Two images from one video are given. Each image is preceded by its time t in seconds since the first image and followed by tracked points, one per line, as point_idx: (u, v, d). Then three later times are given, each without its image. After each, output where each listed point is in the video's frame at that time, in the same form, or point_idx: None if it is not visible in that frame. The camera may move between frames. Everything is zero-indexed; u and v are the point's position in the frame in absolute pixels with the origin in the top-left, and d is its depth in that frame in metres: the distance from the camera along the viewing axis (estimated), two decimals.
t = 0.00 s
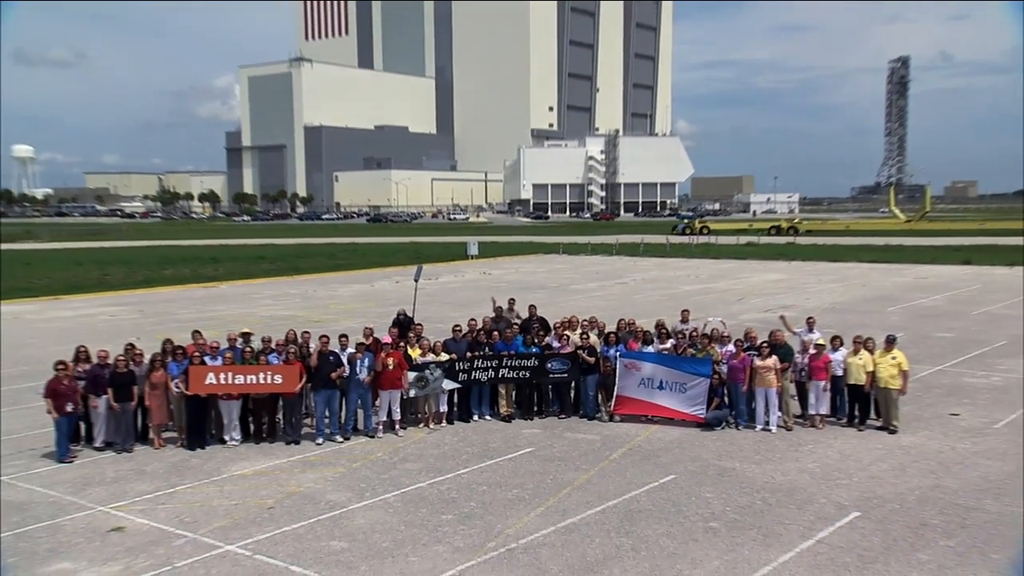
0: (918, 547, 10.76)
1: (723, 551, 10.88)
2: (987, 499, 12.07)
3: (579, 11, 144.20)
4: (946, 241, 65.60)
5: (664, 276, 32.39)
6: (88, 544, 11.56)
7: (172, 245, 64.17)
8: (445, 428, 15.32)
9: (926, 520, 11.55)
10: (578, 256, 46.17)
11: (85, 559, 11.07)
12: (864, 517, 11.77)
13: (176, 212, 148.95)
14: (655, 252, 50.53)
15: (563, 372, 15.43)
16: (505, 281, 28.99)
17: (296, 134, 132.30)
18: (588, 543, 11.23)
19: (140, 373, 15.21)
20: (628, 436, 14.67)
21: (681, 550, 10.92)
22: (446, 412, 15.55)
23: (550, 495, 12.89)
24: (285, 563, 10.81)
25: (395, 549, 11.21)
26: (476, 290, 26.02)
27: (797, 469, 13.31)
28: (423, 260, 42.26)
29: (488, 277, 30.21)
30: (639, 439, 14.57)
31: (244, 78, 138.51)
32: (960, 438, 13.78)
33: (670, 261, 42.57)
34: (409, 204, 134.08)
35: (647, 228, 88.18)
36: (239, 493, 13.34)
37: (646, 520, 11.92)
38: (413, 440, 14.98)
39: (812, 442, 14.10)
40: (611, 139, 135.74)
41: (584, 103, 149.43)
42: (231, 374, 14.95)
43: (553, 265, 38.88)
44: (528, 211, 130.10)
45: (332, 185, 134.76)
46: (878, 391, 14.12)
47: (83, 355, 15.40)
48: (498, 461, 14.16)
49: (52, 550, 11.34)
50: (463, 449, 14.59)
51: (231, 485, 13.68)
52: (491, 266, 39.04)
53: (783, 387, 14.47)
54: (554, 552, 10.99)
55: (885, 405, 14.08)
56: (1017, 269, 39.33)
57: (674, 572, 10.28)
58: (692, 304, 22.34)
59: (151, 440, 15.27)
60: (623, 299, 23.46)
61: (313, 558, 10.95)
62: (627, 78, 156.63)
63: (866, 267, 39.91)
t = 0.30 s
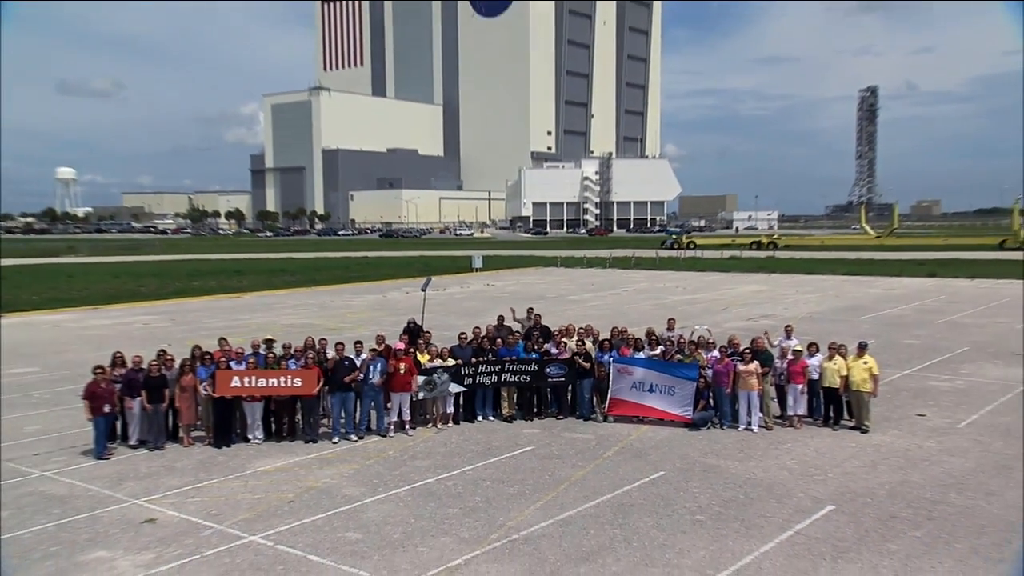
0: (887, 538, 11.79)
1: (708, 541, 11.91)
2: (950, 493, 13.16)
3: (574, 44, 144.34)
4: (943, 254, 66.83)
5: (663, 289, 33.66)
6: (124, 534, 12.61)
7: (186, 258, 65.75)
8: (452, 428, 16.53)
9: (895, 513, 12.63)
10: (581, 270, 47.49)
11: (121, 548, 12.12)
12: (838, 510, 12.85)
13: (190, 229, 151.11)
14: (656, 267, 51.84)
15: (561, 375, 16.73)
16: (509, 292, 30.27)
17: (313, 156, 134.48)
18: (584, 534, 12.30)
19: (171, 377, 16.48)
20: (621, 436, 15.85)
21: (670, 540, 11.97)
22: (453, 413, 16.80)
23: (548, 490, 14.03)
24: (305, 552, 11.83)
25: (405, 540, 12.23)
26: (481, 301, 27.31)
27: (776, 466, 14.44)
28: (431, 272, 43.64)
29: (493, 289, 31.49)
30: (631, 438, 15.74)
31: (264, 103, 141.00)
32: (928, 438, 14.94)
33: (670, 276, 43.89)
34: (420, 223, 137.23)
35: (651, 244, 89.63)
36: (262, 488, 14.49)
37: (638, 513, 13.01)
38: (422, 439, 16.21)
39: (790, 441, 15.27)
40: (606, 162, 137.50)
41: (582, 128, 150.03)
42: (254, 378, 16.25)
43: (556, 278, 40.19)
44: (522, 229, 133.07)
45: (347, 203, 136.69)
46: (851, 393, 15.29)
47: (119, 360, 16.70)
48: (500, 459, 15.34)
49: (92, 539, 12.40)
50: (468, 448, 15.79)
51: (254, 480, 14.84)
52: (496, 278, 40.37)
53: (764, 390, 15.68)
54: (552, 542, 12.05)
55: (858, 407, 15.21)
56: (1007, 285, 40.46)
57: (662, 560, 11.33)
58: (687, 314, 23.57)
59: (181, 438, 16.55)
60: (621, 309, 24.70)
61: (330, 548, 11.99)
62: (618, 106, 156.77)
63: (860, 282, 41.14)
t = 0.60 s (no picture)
0: (861, 527, 12.69)
1: (696, 531, 12.77)
2: (919, 486, 14.23)
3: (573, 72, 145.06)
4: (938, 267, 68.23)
5: (661, 300, 34.98)
6: (158, 524, 13.53)
7: (209, 269, 67.95)
8: (460, 426, 17.90)
9: (869, 504, 13.60)
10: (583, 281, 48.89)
11: (155, 536, 13.02)
12: (816, 502, 13.81)
13: (212, 243, 154.40)
14: (658, 279, 53.27)
15: (561, 378, 18.17)
16: (514, 301, 31.65)
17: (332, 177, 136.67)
18: (582, 525, 13.18)
19: (202, 378, 17.85)
20: (617, 434, 17.14)
21: (661, 531, 12.82)
22: (461, 412, 18.22)
23: (549, 484, 15.09)
24: (324, 541, 12.63)
25: (417, 529, 13.09)
26: (487, 309, 28.69)
27: (760, 461, 15.61)
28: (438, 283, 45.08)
29: (498, 298, 32.87)
30: (625, 436, 17.03)
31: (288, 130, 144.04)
32: (898, 435, 16.20)
33: (670, 287, 45.27)
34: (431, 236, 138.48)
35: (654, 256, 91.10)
36: (285, 481, 15.61)
37: (632, 505, 13.96)
38: (433, 436, 17.55)
39: (773, 438, 16.53)
40: (603, 179, 140.66)
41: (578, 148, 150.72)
42: (279, 379, 17.67)
43: (560, 289, 41.57)
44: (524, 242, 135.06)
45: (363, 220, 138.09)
46: (828, 394, 16.57)
47: (155, 363, 18.15)
48: (505, 455, 16.58)
49: (130, 528, 13.30)
50: (475, 445, 17.08)
51: (278, 474, 15.99)
52: (501, 288, 41.79)
53: (748, 391, 17.01)
54: (552, 532, 12.88)
55: (834, 406, 16.51)
56: (998, 298, 41.61)
57: (653, 549, 12.13)
58: (682, 322, 24.89)
59: (211, 435, 17.96)
60: (620, 317, 26.04)
61: (346, 536, 12.80)
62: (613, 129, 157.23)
63: (855, 296, 42.40)
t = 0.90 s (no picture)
0: (841, 521, 13.03)
1: (687, 525, 13.11)
2: (891, 482, 14.87)
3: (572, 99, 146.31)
4: (932, 282, 69.67)
5: (659, 311, 36.26)
6: (189, 516, 14.04)
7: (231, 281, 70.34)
8: (468, 427, 19.27)
9: (844, 500, 14.05)
10: (586, 293, 50.27)
11: (186, 528, 13.44)
12: (796, 497, 14.33)
13: (232, 257, 157.46)
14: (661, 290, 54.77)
15: (560, 382, 19.63)
16: (518, 312, 32.95)
17: (352, 197, 139.40)
18: (580, 519, 13.59)
19: (229, 382, 19.34)
20: (613, 435, 18.36)
21: (653, 524, 13.14)
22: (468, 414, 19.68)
23: (550, 481, 15.85)
24: (340, 533, 13.04)
25: (427, 523, 13.54)
26: (492, 319, 30.05)
27: (747, 458, 16.69)
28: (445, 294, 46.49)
29: (502, 309, 34.19)
30: (621, 436, 18.25)
31: (309, 154, 147.38)
32: (872, 436, 17.43)
33: (669, 298, 46.63)
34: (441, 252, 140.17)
35: (656, 271, 92.47)
36: (304, 477, 16.53)
37: (627, 501, 14.47)
38: (442, 436, 18.85)
39: (758, 438, 17.72)
40: (598, 199, 141.31)
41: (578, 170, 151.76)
42: (299, 383, 19.13)
43: (562, 299, 42.91)
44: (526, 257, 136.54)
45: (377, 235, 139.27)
46: (807, 397, 17.89)
47: (185, 368, 19.60)
48: (510, 453, 17.75)
49: (163, 520, 13.82)
50: (481, 444, 18.31)
51: (297, 471, 17.01)
52: (505, 300, 43.17)
53: (734, 394, 18.38)
54: (552, 525, 13.30)
55: (813, 408, 17.84)
56: (984, 311, 42.86)
57: (646, 541, 12.39)
58: (677, 332, 26.18)
59: (237, 435, 19.36)
60: (618, 327, 27.33)
61: (360, 529, 13.24)
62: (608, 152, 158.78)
63: (847, 308, 43.72)
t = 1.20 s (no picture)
0: (834, 528, 13.30)
1: (684, 532, 13.40)
2: (886, 490, 15.14)
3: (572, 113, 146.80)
4: (931, 292, 69.88)
5: (659, 321, 36.56)
6: (194, 523, 14.34)
7: (236, 292, 71.07)
8: (469, 435, 19.59)
9: (839, 507, 14.34)
10: (586, 303, 50.59)
11: (191, 535, 13.71)
12: (793, 505, 14.60)
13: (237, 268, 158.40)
14: (660, 300, 55.10)
15: (560, 391, 20.00)
16: (518, 322, 33.26)
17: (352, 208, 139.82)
18: (580, 525, 13.88)
19: (234, 391, 19.64)
20: (612, 443, 18.64)
21: (652, 531, 13.42)
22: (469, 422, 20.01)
23: (550, 488, 16.13)
24: (343, 540, 13.34)
25: (429, 530, 13.84)
26: (493, 328, 30.37)
27: (744, 465, 16.95)
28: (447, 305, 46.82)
29: (503, 319, 34.50)
30: (620, 445, 18.53)
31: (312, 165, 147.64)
32: (866, 444, 17.71)
33: (669, 309, 46.91)
34: (442, 262, 140.75)
35: (657, 281, 92.77)
36: (307, 484, 16.81)
37: (625, 508, 14.77)
38: (443, 444, 19.14)
39: (754, 446, 17.99)
40: (598, 211, 141.88)
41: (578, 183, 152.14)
42: (303, 392, 19.48)
43: (563, 310, 43.21)
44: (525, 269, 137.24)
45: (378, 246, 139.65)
46: (803, 406, 18.21)
47: (191, 377, 19.92)
48: (510, 460, 18.03)
49: (168, 526, 14.11)
50: (482, 452, 18.62)
51: (301, 478, 17.27)
52: (506, 310, 43.48)
53: (731, 403, 18.72)
54: (552, 532, 13.58)
55: (808, 417, 18.16)
56: (980, 321, 43.11)
57: (644, 547, 12.67)
58: (676, 342, 26.48)
59: (242, 443, 19.67)
60: (617, 336, 27.65)
61: (364, 536, 13.56)
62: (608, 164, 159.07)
63: (845, 317, 43.98)
